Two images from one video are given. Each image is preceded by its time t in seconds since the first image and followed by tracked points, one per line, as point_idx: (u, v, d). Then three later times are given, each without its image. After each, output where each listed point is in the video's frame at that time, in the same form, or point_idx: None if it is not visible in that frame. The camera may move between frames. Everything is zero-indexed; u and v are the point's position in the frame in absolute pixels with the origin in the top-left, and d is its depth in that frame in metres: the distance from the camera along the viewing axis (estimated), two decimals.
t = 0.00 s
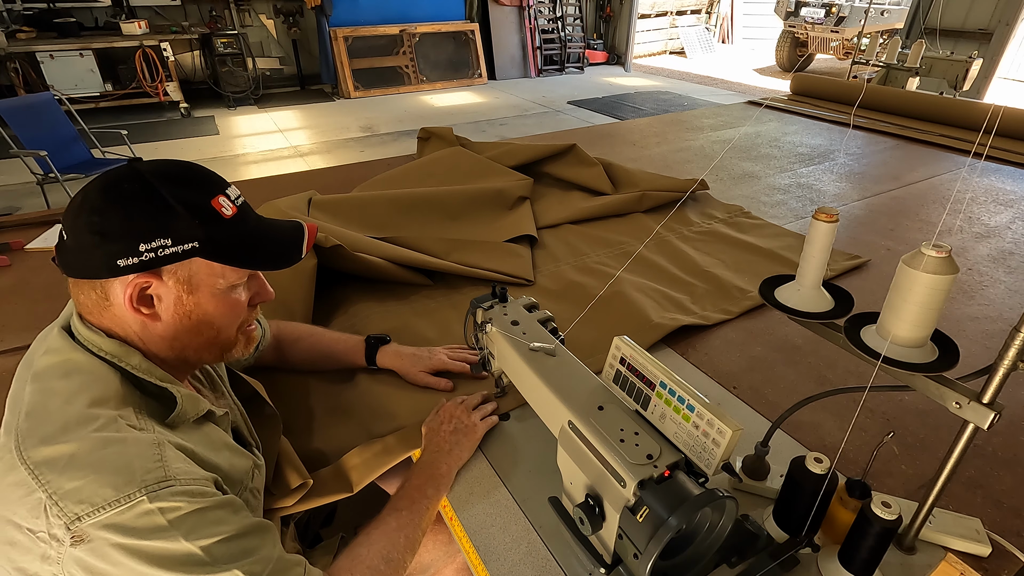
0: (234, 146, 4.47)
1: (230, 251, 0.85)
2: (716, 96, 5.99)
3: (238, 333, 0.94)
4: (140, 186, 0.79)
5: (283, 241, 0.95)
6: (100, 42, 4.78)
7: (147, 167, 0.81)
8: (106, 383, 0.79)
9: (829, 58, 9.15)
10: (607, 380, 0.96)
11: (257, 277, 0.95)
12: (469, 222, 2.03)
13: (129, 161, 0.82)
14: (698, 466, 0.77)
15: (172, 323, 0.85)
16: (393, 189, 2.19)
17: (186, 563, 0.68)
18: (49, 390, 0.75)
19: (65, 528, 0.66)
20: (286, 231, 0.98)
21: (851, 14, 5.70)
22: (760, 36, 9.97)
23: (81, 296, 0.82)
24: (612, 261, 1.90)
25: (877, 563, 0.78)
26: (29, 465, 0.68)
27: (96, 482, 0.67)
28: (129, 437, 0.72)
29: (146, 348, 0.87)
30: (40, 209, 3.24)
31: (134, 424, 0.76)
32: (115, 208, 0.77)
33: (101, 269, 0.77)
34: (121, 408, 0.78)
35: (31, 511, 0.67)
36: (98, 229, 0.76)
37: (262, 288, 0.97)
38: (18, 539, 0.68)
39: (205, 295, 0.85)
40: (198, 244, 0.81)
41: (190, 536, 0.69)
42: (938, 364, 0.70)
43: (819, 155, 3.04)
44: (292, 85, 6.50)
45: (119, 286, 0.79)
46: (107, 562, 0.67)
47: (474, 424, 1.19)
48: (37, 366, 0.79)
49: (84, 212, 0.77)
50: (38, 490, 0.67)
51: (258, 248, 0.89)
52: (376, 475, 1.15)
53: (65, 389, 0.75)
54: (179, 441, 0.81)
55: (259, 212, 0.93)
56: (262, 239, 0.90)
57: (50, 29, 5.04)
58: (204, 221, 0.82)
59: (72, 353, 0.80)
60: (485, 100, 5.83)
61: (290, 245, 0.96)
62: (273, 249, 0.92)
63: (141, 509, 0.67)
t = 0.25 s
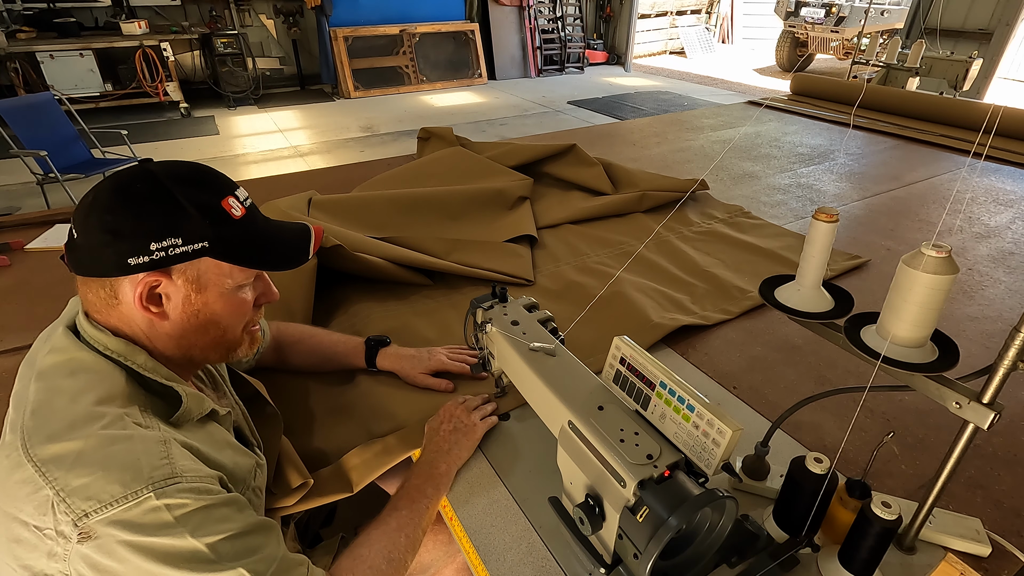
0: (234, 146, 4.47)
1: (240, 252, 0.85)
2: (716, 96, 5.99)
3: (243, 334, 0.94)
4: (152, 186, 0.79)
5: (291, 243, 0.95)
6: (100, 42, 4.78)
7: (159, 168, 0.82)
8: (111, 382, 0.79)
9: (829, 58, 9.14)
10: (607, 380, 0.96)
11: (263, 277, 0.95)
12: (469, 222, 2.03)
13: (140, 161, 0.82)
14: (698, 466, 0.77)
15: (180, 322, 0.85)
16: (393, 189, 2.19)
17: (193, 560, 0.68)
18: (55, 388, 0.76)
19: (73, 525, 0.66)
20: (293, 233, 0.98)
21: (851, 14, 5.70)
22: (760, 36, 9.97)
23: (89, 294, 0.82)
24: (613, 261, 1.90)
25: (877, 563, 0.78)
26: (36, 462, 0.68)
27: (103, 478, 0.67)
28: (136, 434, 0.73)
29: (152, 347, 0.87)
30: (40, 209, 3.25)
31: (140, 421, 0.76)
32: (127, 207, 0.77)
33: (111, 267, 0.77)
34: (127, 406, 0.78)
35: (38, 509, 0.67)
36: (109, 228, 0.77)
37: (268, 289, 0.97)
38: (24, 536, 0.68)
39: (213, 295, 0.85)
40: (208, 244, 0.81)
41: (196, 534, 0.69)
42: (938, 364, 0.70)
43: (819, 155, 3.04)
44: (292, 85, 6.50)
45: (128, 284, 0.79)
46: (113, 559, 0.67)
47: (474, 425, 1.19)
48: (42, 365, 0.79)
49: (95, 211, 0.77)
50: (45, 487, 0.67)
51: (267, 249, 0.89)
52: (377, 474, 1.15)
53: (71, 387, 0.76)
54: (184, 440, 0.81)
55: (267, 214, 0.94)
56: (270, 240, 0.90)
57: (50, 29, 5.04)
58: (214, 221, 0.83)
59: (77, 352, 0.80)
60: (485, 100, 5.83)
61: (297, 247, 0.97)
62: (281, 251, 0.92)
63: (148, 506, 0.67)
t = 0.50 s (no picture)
0: (234, 146, 4.47)
1: (244, 252, 0.85)
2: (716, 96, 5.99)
3: (245, 334, 0.94)
4: (158, 186, 0.79)
5: (294, 244, 0.95)
6: (100, 42, 4.78)
7: (165, 168, 0.82)
8: (113, 382, 0.79)
9: (829, 58, 9.14)
10: (607, 380, 0.96)
11: (265, 277, 0.95)
12: (469, 222, 2.03)
13: (146, 161, 0.82)
14: (698, 466, 0.77)
15: (182, 322, 0.85)
16: (393, 189, 2.19)
17: (193, 560, 0.68)
18: (56, 388, 0.76)
19: (73, 524, 0.66)
20: (296, 234, 0.98)
21: (851, 14, 5.70)
22: (760, 36, 9.97)
23: (92, 293, 0.82)
24: (612, 261, 1.90)
25: (877, 564, 0.78)
26: (37, 462, 0.68)
27: (105, 478, 0.67)
28: (137, 434, 0.73)
29: (154, 347, 0.87)
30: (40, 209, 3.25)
31: (140, 421, 0.76)
32: (132, 207, 0.78)
33: (114, 266, 0.77)
34: (128, 406, 0.78)
35: (39, 508, 0.67)
36: (114, 227, 0.77)
37: (270, 289, 0.97)
38: (24, 536, 0.68)
39: (216, 295, 0.85)
40: (212, 244, 0.81)
41: (197, 534, 0.69)
42: (938, 364, 0.70)
43: (819, 155, 3.04)
44: (292, 85, 6.50)
45: (131, 284, 0.79)
46: (114, 559, 0.67)
47: (474, 425, 1.19)
48: (43, 365, 0.79)
49: (100, 210, 0.78)
50: (46, 486, 0.67)
51: (271, 249, 0.89)
52: (376, 474, 1.15)
53: (72, 387, 0.76)
54: (184, 440, 0.81)
55: (271, 216, 0.94)
56: (274, 242, 0.90)
57: (50, 29, 5.04)
58: (219, 221, 0.83)
59: (79, 352, 0.80)
60: (485, 100, 5.83)
61: (300, 248, 0.97)
62: (284, 251, 0.92)
63: (149, 506, 0.67)
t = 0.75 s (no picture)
0: (234, 146, 4.47)
1: (246, 252, 0.85)
2: (716, 96, 5.99)
3: (246, 333, 0.94)
4: (160, 185, 0.80)
5: (296, 244, 0.95)
6: (100, 42, 4.78)
7: (167, 168, 0.82)
8: (113, 383, 0.79)
9: (829, 58, 9.14)
10: (607, 380, 0.96)
11: (267, 277, 0.95)
12: (469, 222, 2.03)
13: (148, 161, 0.83)
14: (698, 465, 0.77)
15: (183, 322, 0.85)
16: (393, 189, 2.19)
17: (193, 561, 0.68)
18: (57, 388, 0.76)
19: (73, 525, 0.66)
20: (298, 234, 0.98)
21: (851, 14, 5.70)
22: (760, 36, 9.97)
23: (94, 293, 0.82)
24: (613, 261, 1.90)
25: (877, 564, 0.78)
26: (37, 463, 0.68)
27: (104, 479, 0.67)
28: (137, 435, 0.73)
29: (154, 347, 0.87)
30: (40, 209, 3.24)
31: (140, 422, 0.76)
32: (133, 207, 0.78)
33: (116, 266, 0.77)
34: (128, 407, 0.78)
35: (38, 509, 0.67)
36: (117, 226, 0.77)
37: (272, 289, 0.96)
38: (24, 536, 0.68)
39: (218, 295, 0.85)
40: (214, 244, 0.81)
41: (196, 534, 0.69)
42: (938, 363, 0.70)
43: (819, 155, 3.04)
44: (292, 85, 6.50)
45: (133, 284, 0.79)
46: (113, 560, 0.67)
47: (474, 425, 1.19)
48: (43, 365, 0.79)
49: (101, 210, 0.78)
50: (46, 487, 0.67)
51: (272, 249, 0.89)
52: (376, 474, 1.15)
53: (72, 388, 0.76)
54: (184, 441, 0.81)
55: (273, 216, 0.94)
56: (275, 241, 0.90)
57: (50, 29, 5.05)
58: (220, 221, 0.83)
59: (79, 352, 0.80)
60: (485, 100, 5.83)
61: (302, 249, 0.97)
62: (286, 251, 0.92)
63: (149, 506, 0.67)
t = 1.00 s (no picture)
0: (234, 146, 4.47)
1: (247, 252, 0.85)
2: (716, 96, 5.99)
3: (246, 334, 0.94)
4: (161, 185, 0.80)
5: (297, 244, 0.95)
6: (100, 42, 4.78)
7: (168, 168, 0.82)
8: (113, 383, 0.79)
9: (829, 58, 9.14)
10: (607, 380, 0.96)
11: (267, 278, 0.95)
12: (469, 222, 2.03)
13: (149, 160, 0.83)
14: (698, 466, 0.77)
15: (184, 322, 0.85)
16: (393, 189, 2.19)
17: (192, 562, 0.68)
18: (56, 388, 0.76)
19: (72, 526, 0.66)
20: (299, 234, 0.98)
21: (851, 14, 5.70)
22: (760, 36, 9.96)
23: (95, 293, 0.82)
24: (612, 261, 1.90)
25: (877, 564, 0.78)
26: (37, 463, 0.68)
27: (104, 480, 0.67)
28: (136, 435, 0.72)
29: (155, 347, 0.87)
30: (40, 209, 3.25)
31: (140, 423, 0.76)
32: (133, 207, 0.78)
33: (116, 267, 0.77)
34: (127, 407, 0.78)
35: (38, 510, 0.67)
36: (117, 226, 0.77)
37: (272, 289, 0.96)
38: (24, 537, 0.68)
39: (218, 295, 0.85)
40: (214, 243, 0.81)
41: (195, 536, 0.69)
42: (938, 363, 0.70)
43: (819, 155, 3.04)
44: (292, 85, 6.50)
45: (133, 284, 0.79)
46: (112, 561, 0.67)
47: (474, 426, 1.19)
48: (43, 365, 0.79)
49: (102, 210, 0.78)
50: (45, 488, 0.67)
51: (272, 249, 0.89)
52: (376, 474, 1.15)
53: (72, 388, 0.76)
54: (184, 441, 0.81)
55: (273, 215, 0.94)
56: (276, 241, 0.91)
57: (50, 29, 5.05)
58: (220, 221, 0.83)
59: (79, 352, 0.80)
60: (485, 100, 5.84)
61: (303, 248, 0.97)
62: (286, 251, 0.92)
63: (148, 507, 0.67)
